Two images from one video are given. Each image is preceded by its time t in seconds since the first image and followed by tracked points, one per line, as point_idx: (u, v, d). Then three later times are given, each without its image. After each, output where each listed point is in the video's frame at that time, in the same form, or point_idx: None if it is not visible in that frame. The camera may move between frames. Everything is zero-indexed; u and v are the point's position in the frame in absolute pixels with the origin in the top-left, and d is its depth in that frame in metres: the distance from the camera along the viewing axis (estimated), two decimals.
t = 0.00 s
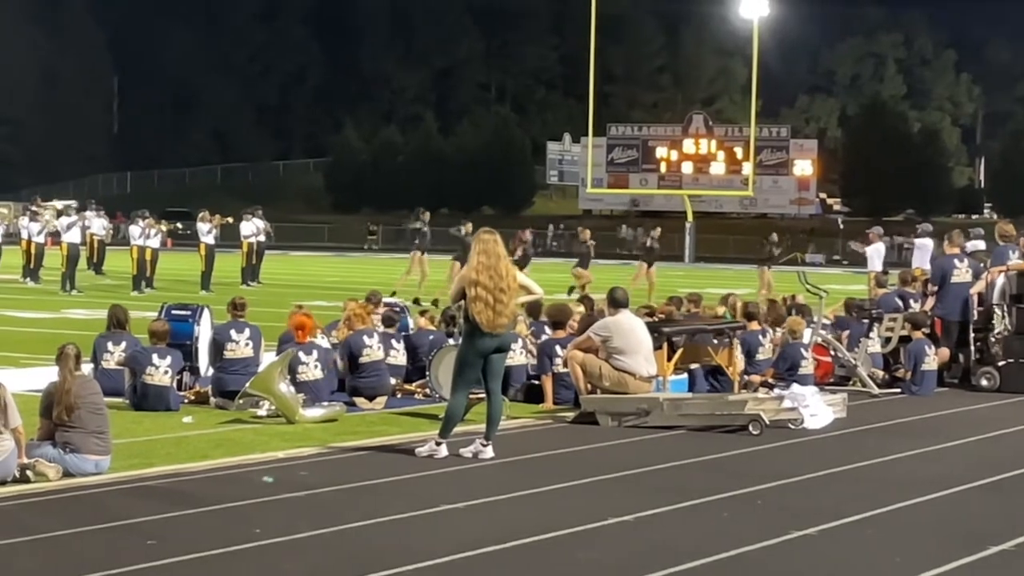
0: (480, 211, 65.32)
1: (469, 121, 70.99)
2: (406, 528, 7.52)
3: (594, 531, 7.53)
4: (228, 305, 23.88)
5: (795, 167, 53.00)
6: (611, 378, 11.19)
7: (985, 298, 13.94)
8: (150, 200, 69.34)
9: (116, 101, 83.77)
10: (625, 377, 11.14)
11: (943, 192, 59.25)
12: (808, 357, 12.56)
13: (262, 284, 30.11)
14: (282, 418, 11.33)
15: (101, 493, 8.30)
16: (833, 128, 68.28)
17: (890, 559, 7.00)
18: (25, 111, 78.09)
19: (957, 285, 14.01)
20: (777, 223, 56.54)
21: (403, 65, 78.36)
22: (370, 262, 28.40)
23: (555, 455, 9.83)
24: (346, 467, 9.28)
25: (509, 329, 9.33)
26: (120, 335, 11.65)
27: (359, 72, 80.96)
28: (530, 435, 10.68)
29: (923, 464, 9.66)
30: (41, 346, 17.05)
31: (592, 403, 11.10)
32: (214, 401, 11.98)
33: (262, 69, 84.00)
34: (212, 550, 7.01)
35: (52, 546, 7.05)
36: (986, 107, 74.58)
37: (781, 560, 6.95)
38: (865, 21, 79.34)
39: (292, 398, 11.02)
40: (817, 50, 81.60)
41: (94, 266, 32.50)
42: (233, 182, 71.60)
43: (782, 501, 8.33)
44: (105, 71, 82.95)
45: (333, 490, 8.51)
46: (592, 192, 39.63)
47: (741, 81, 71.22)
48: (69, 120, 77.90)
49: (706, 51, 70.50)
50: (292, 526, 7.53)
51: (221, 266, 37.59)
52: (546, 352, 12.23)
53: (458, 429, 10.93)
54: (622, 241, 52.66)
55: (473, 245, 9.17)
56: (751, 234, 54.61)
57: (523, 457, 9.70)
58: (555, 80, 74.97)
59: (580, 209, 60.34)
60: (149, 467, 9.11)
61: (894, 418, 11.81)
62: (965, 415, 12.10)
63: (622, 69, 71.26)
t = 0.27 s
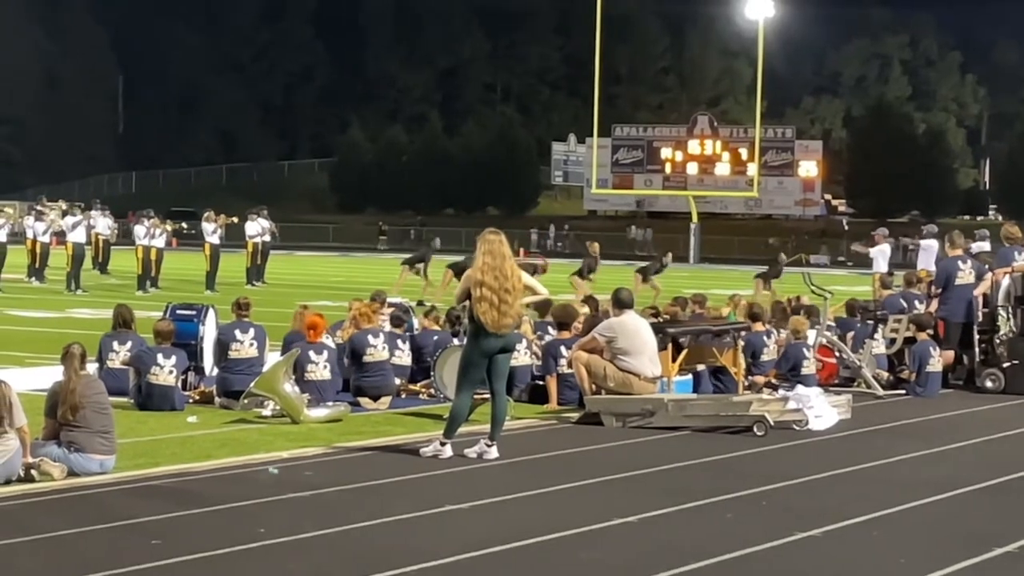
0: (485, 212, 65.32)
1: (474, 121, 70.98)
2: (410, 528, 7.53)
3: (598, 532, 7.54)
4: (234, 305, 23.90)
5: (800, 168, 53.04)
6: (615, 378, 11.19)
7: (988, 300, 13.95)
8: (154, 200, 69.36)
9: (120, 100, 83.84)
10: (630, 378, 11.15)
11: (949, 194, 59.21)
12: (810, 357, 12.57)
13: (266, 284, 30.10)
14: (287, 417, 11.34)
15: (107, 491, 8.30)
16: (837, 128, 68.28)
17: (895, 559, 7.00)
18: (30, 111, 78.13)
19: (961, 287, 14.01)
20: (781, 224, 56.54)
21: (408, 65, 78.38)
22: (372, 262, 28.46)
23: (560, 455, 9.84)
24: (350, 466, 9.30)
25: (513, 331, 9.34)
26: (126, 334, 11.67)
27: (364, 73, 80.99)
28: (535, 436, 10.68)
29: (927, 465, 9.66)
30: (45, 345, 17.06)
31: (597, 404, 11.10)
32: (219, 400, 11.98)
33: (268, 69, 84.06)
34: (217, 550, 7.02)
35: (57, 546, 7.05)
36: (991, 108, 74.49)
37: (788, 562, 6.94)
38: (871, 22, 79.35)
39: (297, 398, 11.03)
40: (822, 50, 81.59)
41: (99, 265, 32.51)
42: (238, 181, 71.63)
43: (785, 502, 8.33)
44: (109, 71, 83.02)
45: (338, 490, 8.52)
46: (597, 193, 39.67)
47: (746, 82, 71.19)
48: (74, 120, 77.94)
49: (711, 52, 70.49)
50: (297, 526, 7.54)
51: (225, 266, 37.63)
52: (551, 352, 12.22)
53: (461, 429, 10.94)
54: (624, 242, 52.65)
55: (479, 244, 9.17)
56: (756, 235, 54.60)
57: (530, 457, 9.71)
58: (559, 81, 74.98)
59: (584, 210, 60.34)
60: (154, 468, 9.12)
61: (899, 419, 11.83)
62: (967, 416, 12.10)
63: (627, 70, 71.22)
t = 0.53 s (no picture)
0: (489, 213, 65.31)
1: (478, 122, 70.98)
2: (413, 529, 7.53)
3: (601, 532, 7.54)
4: (238, 305, 23.88)
5: (804, 169, 52.99)
6: (619, 380, 11.18)
7: (992, 303, 13.93)
8: (159, 200, 69.37)
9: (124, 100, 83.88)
10: (633, 379, 11.14)
11: (953, 197, 59.16)
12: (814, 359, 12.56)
13: (270, 284, 30.08)
14: (290, 418, 11.35)
15: (110, 491, 8.31)
16: (842, 130, 68.23)
17: (899, 562, 7.00)
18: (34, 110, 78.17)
19: (966, 289, 13.99)
20: (785, 226, 56.51)
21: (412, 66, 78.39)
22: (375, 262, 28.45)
23: (563, 456, 9.83)
24: (354, 466, 9.30)
25: (517, 331, 9.34)
26: (130, 334, 11.67)
27: (368, 73, 81.00)
28: (539, 437, 10.68)
29: (932, 467, 9.65)
30: (49, 344, 17.08)
31: (600, 405, 11.10)
32: (222, 400, 11.98)
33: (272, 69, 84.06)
34: (221, 550, 7.02)
35: (60, 544, 7.05)
36: (996, 111, 74.47)
37: (792, 563, 6.94)
38: (875, 24, 79.30)
39: (301, 398, 11.03)
40: (827, 52, 81.56)
41: (103, 265, 32.51)
42: (242, 181, 71.64)
43: (788, 504, 8.32)
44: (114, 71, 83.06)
45: (341, 491, 8.51)
46: (601, 194, 39.66)
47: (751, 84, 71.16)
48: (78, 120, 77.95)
49: (716, 53, 70.49)
50: (301, 526, 7.54)
51: (229, 266, 37.63)
52: (555, 353, 12.21)
53: (466, 429, 10.95)
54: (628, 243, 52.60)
55: (482, 246, 9.17)
56: (760, 236, 54.54)
57: (532, 458, 9.71)
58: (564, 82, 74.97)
59: (589, 211, 60.31)
60: (158, 467, 9.12)
61: (903, 421, 11.82)
62: (973, 419, 12.09)
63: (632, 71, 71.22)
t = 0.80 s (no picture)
0: (493, 212, 65.35)
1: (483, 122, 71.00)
2: (416, 529, 7.52)
3: (604, 533, 7.53)
4: (243, 305, 23.91)
5: (809, 171, 53.05)
6: (623, 380, 11.17)
7: (997, 305, 13.93)
8: (163, 198, 69.42)
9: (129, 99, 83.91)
10: (637, 379, 11.14)
11: (958, 198, 59.16)
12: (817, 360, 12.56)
13: (274, 283, 30.07)
14: (294, 417, 11.34)
15: (114, 489, 8.30)
16: (847, 131, 68.27)
17: (902, 564, 6.99)
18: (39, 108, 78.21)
19: (970, 291, 13.98)
20: (789, 226, 56.55)
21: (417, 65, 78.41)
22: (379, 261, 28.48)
23: (567, 456, 9.83)
24: (357, 466, 9.28)
25: (522, 331, 9.33)
26: (134, 333, 11.67)
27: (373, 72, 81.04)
28: (542, 437, 10.69)
29: (936, 468, 9.65)
30: (54, 343, 17.10)
31: (604, 405, 11.10)
32: (226, 399, 11.99)
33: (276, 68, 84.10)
34: (224, 548, 7.02)
35: (64, 543, 7.04)
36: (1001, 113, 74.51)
37: (794, 564, 6.95)
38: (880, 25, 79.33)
39: (305, 397, 11.02)
40: (832, 53, 81.58)
41: (108, 264, 32.55)
42: (246, 180, 71.68)
43: (793, 505, 8.32)
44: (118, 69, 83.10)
45: (343, 490, 8.51)
46: (606, 195, 39.72)
47: (756, 84, 71.17)
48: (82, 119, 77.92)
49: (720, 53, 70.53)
50: (304, 526, 7.54)
51: (233, 266, 37.68)
52: (559, 354, 12.21)
53: (469, 429, 10.94)
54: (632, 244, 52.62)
55: (487, 246, 9.17)
56: (763, 236, 54.54)
57: (536, 458, 9.70)
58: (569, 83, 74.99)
59: (592, 211, 60.36)
60: (161, 466, 9.11)
61: (908, 423, 11.82)
62: (975, 421, 12.08)
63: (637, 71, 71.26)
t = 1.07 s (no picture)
0: (496, 212, 65.39)
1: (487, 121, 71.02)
2: (419, 527, 7.52)
3: (607, 533, 7.54)
4: (247, 302, 23.93)
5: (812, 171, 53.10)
6: (626, 379, 11.17)
7: (1000, 306, 13.92)
8: (167, 196, 69.45)
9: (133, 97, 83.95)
10: (641, 379, 11.14)
11: (961, 199, 59.16)
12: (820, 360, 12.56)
13: (278, 282, 30.05)
14: (297, 415, 11.35)
15: (118, 487, 8.30)
16: (850, 132, 68.30)
17: (906, 565, 6.99)
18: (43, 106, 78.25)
19: (971, 292, 13.97)
20: (792, 226, 56.60)
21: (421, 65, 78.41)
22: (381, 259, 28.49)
23: (570, 456, 9.83)
24: (362, 464, 9.29)
25: (525, 331, 9.33)
26: (138, 331, 11.69)
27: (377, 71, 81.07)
28: (545, 436, 10.69)
29: (939, 469, 9.66)
30: (57, 340, 17.10)
31: (607, 405, 11.10)
32: (230, 397, 11.99)
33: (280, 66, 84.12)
34: (227, 547, 7.02)
35: (67, 541, 7.05)
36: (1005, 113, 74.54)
37: (797, 565, 6.94)
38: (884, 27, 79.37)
39: (307, 395, 11.02)
40: (837, 54, 81.62)
41: (111, 261, 32.55)
42: (249, 178, 71.73)
43: (795, 505, 8.32)
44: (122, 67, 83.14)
45: (347, 489, 8.51)
46: (610, 195, 39.77)
47: (760, 84, 71.18)
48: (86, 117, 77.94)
49: (724, 53, 70.56)
50: (308, 524, 7.55)
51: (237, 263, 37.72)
52: (562, 353, 12.22)
53: (473, 428, 10.95)
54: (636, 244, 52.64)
55: (490, 245, 9.17)
56: (766, 236, 54.55)
57: (539, 457, 9.71)
58: (572, 83, 75.00)
59: (596, 211, 60.38)
60: (164, 464, 9.12)
61: (910, 424, 11.81)
62: (978, 421, 12.08)
63: (641, 71, 71.30)
